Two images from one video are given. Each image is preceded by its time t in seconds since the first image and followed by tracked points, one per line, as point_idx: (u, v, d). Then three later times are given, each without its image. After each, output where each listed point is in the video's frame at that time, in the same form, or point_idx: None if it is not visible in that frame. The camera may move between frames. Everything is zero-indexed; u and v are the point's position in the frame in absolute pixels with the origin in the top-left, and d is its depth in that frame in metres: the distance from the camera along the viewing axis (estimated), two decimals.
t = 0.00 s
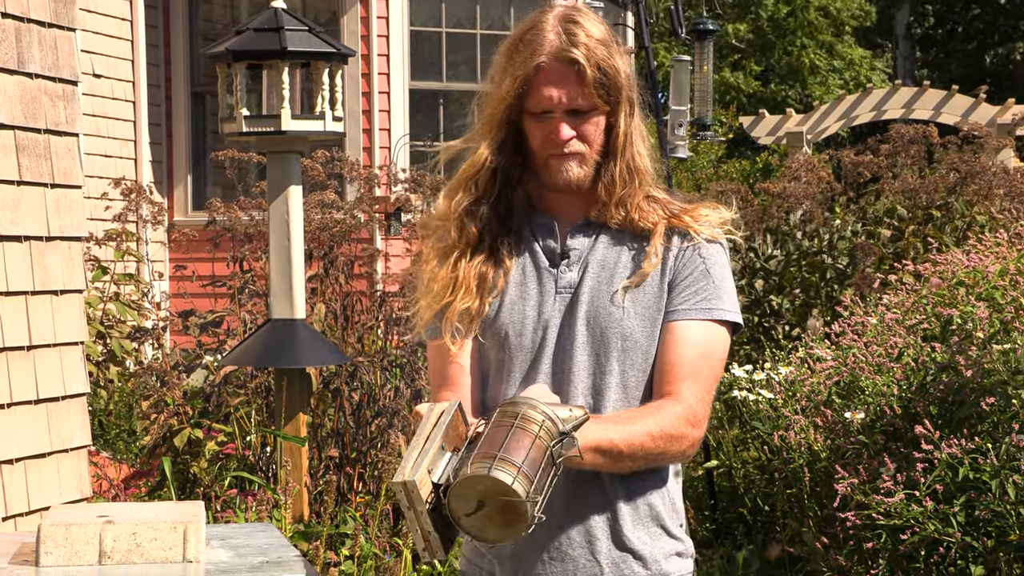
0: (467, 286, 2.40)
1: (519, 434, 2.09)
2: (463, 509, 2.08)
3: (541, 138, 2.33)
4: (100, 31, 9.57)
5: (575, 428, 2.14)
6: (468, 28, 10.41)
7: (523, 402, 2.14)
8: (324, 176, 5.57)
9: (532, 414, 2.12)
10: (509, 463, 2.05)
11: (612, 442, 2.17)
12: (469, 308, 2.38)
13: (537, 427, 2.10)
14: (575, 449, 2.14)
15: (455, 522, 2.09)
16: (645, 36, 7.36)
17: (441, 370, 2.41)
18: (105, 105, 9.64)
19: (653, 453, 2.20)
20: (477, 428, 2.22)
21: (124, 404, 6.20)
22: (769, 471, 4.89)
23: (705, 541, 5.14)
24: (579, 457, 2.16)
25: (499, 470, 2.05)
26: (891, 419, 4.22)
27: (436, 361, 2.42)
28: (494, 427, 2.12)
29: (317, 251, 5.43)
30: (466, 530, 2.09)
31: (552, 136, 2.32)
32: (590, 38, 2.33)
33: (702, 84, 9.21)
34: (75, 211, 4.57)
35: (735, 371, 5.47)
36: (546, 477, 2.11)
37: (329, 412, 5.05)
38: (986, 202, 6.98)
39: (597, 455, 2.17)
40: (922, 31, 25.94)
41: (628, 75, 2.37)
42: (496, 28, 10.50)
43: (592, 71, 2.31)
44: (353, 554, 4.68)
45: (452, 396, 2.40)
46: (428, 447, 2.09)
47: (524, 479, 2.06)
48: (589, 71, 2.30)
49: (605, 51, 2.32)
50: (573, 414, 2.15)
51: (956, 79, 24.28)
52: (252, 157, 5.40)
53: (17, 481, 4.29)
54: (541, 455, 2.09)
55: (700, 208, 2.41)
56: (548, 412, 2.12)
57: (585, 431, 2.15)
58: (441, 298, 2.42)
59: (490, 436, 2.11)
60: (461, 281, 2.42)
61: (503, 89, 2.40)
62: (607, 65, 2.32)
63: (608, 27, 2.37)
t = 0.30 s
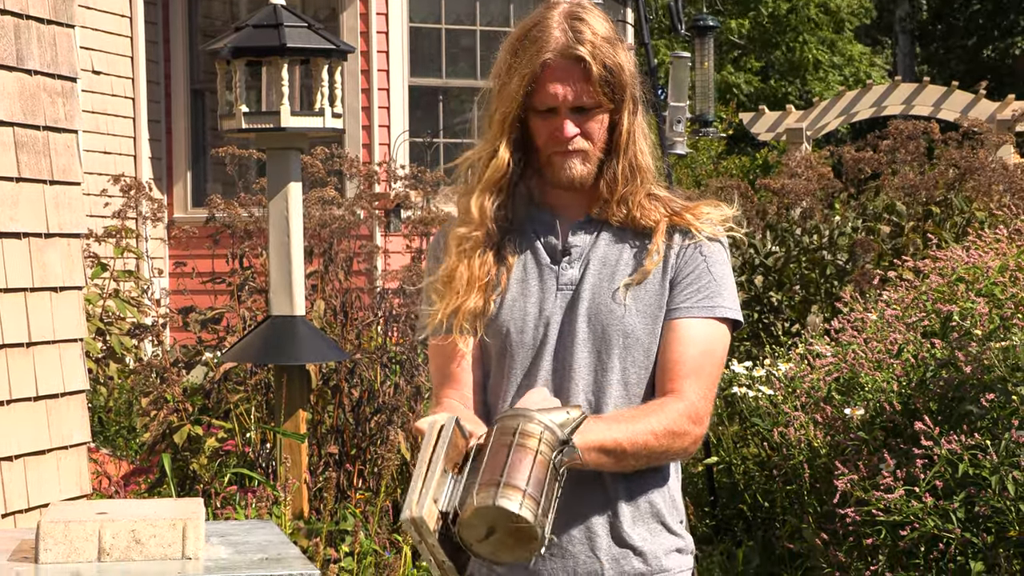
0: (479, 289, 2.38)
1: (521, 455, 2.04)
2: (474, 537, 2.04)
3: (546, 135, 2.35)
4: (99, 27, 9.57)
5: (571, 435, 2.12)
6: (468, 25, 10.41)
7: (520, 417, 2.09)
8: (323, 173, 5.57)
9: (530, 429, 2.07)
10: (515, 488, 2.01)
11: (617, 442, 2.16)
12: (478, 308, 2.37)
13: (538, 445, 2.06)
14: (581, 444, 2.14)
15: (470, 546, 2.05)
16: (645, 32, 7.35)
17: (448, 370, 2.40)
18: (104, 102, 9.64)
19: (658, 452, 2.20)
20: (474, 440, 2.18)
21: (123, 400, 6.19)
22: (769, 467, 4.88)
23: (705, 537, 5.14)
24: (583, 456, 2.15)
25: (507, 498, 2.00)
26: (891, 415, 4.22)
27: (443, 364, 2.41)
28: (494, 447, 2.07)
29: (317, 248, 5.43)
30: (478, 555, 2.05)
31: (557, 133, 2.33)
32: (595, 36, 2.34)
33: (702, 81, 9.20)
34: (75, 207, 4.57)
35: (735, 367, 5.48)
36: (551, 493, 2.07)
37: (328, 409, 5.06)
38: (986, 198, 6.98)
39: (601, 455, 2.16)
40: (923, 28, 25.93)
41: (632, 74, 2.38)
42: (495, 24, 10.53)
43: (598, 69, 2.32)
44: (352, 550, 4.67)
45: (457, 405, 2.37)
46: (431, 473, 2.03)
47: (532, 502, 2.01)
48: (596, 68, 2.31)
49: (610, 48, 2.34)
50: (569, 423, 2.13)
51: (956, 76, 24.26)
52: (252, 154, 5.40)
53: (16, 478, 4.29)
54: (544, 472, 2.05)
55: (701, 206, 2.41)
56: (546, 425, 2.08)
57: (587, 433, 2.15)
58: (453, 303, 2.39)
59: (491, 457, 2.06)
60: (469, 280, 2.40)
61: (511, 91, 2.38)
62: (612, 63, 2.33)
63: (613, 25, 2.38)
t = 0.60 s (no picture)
0: (480, 284, 2.37)
1: (514, 464, 2.08)
2: (483, 552, 2.09)
3: (545, 127, 2.35)
4: (97, 20, 9.58)
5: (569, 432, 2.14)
6: (466, 18, 10.40)
7: (511, 422, 2.12)
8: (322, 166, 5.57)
9: (521, 434, 2.10)
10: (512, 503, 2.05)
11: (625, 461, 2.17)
12: (478, 301, 2.37)
13: (530, 450, 2.09)
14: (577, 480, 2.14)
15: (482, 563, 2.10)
16: (643, 25, 7.34)
17: (450, 362, 2.42)
18: (102, 95, 9.65)
19: (666, 459, 2.21)
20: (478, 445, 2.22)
21: (121, 394, 6.19)
22: (768, 460, 4.88)
23: (703, 530, 5.14)
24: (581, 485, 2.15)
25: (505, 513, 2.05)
26: (890, 408, 4.22)
27: (442, 355, 2.43)
28: (489, 458, 2.11)
29: (315, 241, 5.42)
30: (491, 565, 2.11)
31: (556, 126, 2.33)
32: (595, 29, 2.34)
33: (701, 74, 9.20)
34: (72, 200, 4.56)
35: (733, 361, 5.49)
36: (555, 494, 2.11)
37: (327, 402, 5.07)
38: (984, 190, 6.97)
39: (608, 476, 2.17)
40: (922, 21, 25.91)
41: (632, 67, 2.38)
42: (493, 17, 10.53)
43: (597, 62, 2.32)
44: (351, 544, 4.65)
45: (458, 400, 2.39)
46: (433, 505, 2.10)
47: (532, 510, 2.06)
48: (595, 60, 2.31)
49: (610, 41, 2.34)
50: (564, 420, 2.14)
51: (955, 69, 24.24)
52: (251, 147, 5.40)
53: (14, 471, 4.28)
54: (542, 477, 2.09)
55: (700, 200, 2.41)
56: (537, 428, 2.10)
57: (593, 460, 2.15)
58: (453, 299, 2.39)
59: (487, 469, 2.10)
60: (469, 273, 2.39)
61: (512, 85, 2.39)
62: (612, 56, 2.34)
63: (613, 19, 2.39)
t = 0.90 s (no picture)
0: (473, 275, 2.37)
1: (555, 422, 2.09)
2: (522, 509, 2.11)
3: (543, 117, 2.35)
4: (94, 10, 9.56)
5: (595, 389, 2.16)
6: (463, 8, 10.35)
7: (544, 382, 2.15)
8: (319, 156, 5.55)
9: (553, 394, 2.13)
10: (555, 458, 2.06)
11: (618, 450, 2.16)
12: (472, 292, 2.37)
13: (565, 407, 2.11)
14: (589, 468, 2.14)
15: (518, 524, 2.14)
16: (641, 14, 7.31)
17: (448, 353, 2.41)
18: (99, 85, 9.65)
19: (659, 451, 2.20)
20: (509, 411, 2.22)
21: (118, 384, 6.18)
22: (765, 450, 4.88)
23: (701, 520, 5.14)
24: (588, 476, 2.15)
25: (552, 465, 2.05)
26: (887, 397, 4.22)
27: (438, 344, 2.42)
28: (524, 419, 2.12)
29: (312, 231, 5.41)
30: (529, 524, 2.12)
31: (553, 117, 2.34)
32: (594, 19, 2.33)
33: (699, 64, 9.18)
34: (68, 190, 4.55)
35: (731, 350, 5.49)
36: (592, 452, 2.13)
37: (324, 392, 5.05)
38: (982, 179, 6.96)
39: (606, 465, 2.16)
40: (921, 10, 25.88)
41: (630, 57, 2.37)
42: (490, 7, 10.48)
43: (595, 53, 2.32)
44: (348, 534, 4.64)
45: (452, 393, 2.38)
46: (471, 465, 2.08)
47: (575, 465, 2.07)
48: (593, 51, 2.31)
49: (608, 31, 2.33)
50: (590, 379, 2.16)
51: (953, 58, 24.22)
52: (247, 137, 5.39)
53: (11, 462, 4.28)
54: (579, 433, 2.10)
55: (696, 191, 2.40)
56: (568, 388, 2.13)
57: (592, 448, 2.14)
58: (446, 288, 2.39)
59: (525, 429, 2.11)
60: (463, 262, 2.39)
61: (510, 75, 2.37)
62: (610, 47, 2.33)
63: (612, 8, 2.38)
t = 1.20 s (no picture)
0: (468, 260, 2.36)
1: (542, 434, 2.08)
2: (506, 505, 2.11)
3: (541, 98, 2.33)
4: None
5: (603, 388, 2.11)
6: None
7: (553, 377, 2.11)
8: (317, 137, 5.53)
9: (550, 398, 2.10)
10: (529, 480, 2.06)
11: (660, 420, 2.19)
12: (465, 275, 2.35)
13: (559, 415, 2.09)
14: (627, 434, 2.16)
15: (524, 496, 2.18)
16: None
17: (417, 332, 2.45)
18: (95, 66, 9.62)
19: (693, 424, 2.25)
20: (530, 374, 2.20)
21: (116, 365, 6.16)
22: (764, 431, 4.87)
23: (700, 501, 5.13)
24: (630, 440, 2.17)
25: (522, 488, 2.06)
26: (886, 378, 4.20)
27: (414, 321, 2.45)
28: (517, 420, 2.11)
29: (310, 212, 5.39)
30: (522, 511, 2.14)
31: (551, 97, 2.32)
32: None
33: (698, 44, 9.15)
34: (63, 171, 4.54)
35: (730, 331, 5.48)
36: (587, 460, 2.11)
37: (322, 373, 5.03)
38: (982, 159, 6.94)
39: (647, 435, 2.19)
40: None
41: (627, 36, 2.37)
42: None
43: (594, 32, 2.30)
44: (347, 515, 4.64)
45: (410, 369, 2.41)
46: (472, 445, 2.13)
47: (555, 483, 2.07)
48: (592, 31, 2.29)
49: (606, 10, 2.32)
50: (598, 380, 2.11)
51: (952, 38, 24.17)
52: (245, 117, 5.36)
53: (8, 444, 4.27)
54: (568, 445, 2.09)
55: (695, 170, 2.39)
56: (566, 395, 2.10)
57: (627, 419, 2.16)
58: (440, 274, 2.38)
59: (517, 429, 2.11)
60: (460, 245, 2.37)
61: (507, 55, 2.36)
62: (608, 25, 2.32)
63: None
